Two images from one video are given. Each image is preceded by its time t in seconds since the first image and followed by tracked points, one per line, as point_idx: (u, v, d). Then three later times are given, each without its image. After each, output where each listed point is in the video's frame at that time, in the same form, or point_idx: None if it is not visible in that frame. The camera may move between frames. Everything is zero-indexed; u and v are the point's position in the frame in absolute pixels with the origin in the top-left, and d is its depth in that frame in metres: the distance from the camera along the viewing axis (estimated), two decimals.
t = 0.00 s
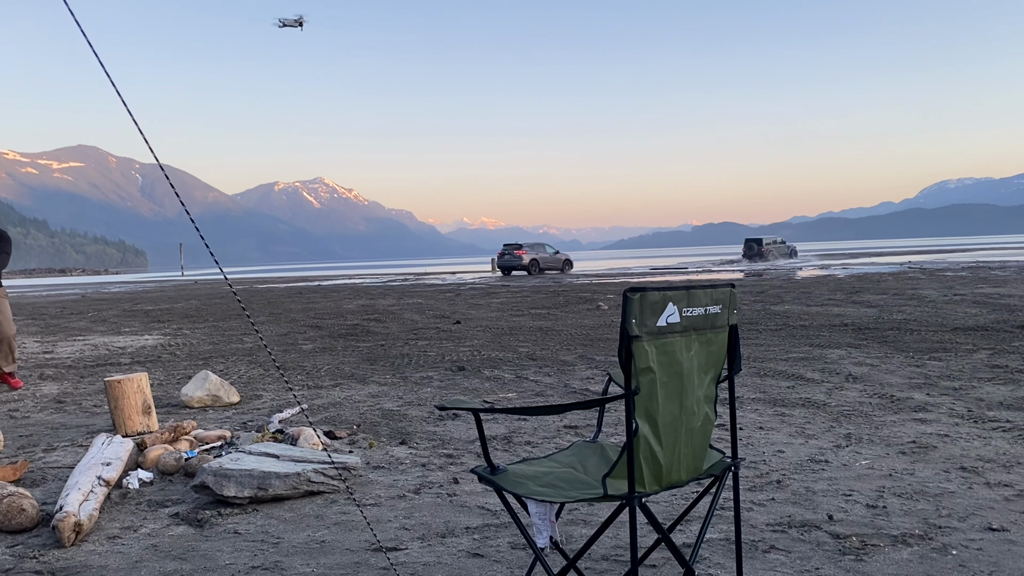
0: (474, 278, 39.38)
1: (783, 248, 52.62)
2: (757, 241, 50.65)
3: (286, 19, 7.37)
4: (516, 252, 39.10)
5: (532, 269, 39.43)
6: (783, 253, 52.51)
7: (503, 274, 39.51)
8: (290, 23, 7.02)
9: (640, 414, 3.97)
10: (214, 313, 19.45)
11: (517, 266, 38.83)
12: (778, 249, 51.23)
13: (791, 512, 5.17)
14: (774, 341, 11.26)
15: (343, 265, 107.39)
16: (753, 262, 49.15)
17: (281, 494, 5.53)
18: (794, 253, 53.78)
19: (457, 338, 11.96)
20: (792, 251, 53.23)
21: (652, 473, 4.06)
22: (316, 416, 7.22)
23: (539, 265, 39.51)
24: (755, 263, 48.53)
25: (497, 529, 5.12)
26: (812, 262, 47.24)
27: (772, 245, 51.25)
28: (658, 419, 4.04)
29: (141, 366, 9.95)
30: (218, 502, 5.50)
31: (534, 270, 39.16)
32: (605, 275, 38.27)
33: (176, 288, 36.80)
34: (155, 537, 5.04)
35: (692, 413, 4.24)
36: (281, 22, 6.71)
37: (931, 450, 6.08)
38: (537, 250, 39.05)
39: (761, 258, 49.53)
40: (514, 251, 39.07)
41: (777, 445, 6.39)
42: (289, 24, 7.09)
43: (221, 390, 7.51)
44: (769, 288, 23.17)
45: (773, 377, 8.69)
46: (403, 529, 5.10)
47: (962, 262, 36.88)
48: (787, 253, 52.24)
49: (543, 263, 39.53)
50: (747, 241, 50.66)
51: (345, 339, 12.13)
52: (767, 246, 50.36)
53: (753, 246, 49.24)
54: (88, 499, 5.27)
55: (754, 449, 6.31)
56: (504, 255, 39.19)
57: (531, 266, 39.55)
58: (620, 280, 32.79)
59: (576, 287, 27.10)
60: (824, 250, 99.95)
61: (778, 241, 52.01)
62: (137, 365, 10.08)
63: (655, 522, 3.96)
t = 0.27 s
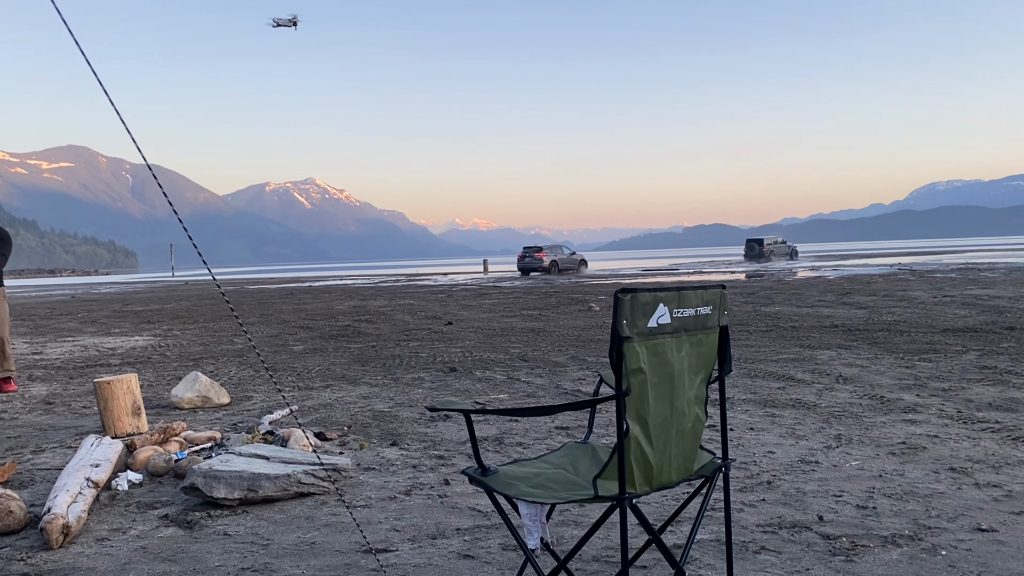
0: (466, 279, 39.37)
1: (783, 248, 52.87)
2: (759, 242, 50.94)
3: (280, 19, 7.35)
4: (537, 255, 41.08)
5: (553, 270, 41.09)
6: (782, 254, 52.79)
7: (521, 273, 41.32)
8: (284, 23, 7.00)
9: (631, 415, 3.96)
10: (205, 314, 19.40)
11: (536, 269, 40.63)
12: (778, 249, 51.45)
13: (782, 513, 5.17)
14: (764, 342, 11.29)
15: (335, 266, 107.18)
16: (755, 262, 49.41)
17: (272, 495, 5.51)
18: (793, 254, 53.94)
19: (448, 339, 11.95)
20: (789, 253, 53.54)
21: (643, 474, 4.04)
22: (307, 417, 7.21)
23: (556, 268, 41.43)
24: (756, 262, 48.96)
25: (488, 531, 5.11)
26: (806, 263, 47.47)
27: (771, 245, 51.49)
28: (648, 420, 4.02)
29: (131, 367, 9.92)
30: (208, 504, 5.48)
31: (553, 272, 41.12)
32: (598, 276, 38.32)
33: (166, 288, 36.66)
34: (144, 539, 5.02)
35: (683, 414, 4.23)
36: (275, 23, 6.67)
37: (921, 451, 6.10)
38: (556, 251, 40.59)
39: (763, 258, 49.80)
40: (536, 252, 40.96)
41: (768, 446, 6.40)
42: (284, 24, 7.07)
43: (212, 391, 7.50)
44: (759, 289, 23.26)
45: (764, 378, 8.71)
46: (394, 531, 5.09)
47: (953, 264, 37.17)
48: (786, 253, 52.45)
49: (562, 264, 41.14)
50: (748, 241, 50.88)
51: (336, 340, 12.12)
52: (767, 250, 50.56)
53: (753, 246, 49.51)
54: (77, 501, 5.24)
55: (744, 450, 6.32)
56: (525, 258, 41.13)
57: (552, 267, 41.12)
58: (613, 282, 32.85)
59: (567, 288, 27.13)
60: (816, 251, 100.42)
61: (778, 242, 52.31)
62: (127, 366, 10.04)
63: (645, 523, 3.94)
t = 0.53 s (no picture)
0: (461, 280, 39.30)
1: (784, 247, 52.89)
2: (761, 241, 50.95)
3: (272, 18, 7.29)
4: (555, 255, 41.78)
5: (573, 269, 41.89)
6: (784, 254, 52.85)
7: (539, 273, 41.97)
8: (277, 22, 6.97)
9: (622, 416, 3.95)
10: (196, 315, 19.30)
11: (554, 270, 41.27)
12: (779, 248, 51.46)
13: (773, 515, 5.18)
14: (756, 344, 11.31)
15: (328, 266, 106.89)
16: (759, 263, 49.49)
17: (262, 497, 5.50)
18: (795, 253, 53.89)
19: (439, 340, 11.92)
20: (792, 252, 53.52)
21: (634, 476, 4.03)
22: (297, 419, 7.19)
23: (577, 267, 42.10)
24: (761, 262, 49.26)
25: (479, 533, 5.10)
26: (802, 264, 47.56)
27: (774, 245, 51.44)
28: (639, 421, 4.01)
29: (121, 368, 9.85)
30: (197, 506, 5.46)
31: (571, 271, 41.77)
32: (592, 277, 38.34)
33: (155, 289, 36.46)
34: (133, 541, 4.99)
35: (674, 415, 4.22)
36: (268, 22, 6.64)
37: (910, 452, 6.11)
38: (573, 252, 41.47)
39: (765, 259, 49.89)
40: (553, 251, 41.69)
41: (758, 447, 6.41)
42: (277, 23, 7.03)
43: (202, 393, 7.47)
44: (750, 290, 23.29)
45: (756, 379, 8.71)
46: (385, 533, 5.07)
47: (950, 264, 37.36)
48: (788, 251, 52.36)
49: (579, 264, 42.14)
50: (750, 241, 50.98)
51: (327, 342, 12.07)
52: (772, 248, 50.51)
53: (756, 247, 49.63)
54: (65, 503, 5.21)
55: (735, 451, 6.33)
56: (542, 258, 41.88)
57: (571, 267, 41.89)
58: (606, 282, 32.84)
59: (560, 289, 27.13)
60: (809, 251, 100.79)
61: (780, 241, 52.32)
62: (117, 367, 9.98)
63: (636, 525, 3.93)
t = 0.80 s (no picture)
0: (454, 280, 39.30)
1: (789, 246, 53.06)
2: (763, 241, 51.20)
3: (264, 17, 7.26)
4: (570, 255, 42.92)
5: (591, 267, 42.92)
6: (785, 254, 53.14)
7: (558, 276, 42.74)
8: (269, 20, 6.95)
9: (614, 417, 3.94)
10: (188, 315, 19.25)
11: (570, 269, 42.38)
12: (780, 248, 51.58)
13: (764, 515, 5.19)
14: (748, 345, 11.34)
15: (321, 267, 106.71)
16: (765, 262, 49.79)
17: (253, 497, 5.48)
18: (799, 254, 54.01)
19: (432, 340, 11.92)
20: (794, 253, 53.64)
21: (625, 476, 4.02)
22: (289, 419, 7.18)
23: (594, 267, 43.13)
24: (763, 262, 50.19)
25: (471, 533, 5.09)
26: (797, 265, 47.75)
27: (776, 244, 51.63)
28: (631, 422, 4.01)
29: (112, 368, 9.80)
30: (188, 506, 5.44)
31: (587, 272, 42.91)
32: (585, 278, 38.41)
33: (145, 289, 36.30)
34: (124, 541, 4.96)
35: (666, 416, 4.22)
36: (261, 20, 6.62)
37: (901, 453, 6.14)
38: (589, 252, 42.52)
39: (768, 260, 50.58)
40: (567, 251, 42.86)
41: (750, 448, 6.43)
42: (269, 21, 7.01)
43: (194, 393, 7.45)
44: (743, 291, 23.36)
45: (748, 380, 8.73)
46: (377, 533, 5.06)
47: (942, 266, 37.55)
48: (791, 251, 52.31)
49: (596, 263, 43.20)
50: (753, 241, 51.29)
51: (319, 342, 12.05)
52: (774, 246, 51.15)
53: (758, 247, 49.97)
54: (55, 504, 5.18)
55: (727, 452, 6.34)
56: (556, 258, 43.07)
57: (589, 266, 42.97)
58: (600, 283, 32.88)
59: (553, 290, 27.18)
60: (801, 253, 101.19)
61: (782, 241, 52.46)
62: (108, 367, 9.95)
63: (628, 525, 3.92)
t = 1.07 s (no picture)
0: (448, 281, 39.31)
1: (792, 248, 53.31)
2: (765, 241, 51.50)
3: (255, 15, 7.23)
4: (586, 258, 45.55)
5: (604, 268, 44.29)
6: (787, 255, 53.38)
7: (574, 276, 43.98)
8: (261, 19, 6.93)
9: (608, 417, 3.94)
10: (181, 315, 19.22)
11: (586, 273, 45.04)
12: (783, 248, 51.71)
13: (758, 516, 5.20)
14: (742, 345, 11.37)
15: (315, 267, 106.56)
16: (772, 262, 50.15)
17: (246, 498, 5.46)
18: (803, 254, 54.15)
19: (426, 340, 11.92)
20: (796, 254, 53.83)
21: (619, 477, 4.02)
22: (283, 420, 7.17)
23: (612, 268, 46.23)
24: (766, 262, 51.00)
25: (465, 534, 5.09)
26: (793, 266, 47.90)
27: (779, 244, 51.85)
28: (625, 422, 4.01)
29: (105, 368, 9.78)
30: (181, 507, 5.42)
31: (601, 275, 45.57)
32: (580, 279, 38.48)
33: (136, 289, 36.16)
34: (116, 542, 4.95)
35: (659, 416, 4.22)
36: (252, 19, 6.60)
37: (894, 453, 6.16)
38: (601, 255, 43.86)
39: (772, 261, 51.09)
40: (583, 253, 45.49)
41: (744, 448, 6.44)
42: (261, 20, 6.98)
43: (187, 393, 7.43)
44: (736, 292, 23.43)
45: (741, 381, 8.75)
46: (371, 534, 5.05)
47: (934, 267, 37.75)
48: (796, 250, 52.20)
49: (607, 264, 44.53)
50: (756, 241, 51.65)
51: (313, 342, 12.05)
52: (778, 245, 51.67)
53: (760, 247, 50.30)
54: (47, 504, 5.16)
55: (721, 452, 6.34)
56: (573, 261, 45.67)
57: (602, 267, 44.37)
58: (593, 284, 32.94)
59: (546, 290, 27.26)
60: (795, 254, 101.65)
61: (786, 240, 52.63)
62: (101, 367, 9.92)
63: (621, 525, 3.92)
